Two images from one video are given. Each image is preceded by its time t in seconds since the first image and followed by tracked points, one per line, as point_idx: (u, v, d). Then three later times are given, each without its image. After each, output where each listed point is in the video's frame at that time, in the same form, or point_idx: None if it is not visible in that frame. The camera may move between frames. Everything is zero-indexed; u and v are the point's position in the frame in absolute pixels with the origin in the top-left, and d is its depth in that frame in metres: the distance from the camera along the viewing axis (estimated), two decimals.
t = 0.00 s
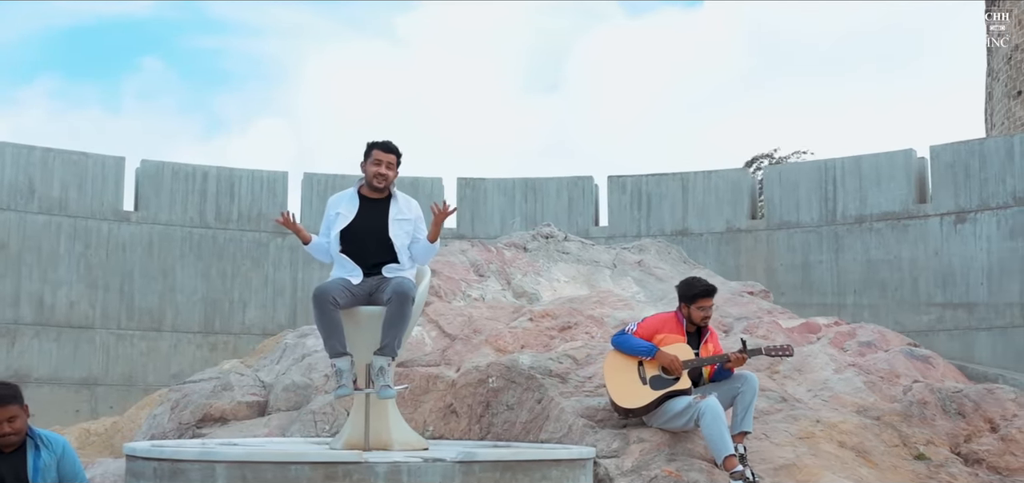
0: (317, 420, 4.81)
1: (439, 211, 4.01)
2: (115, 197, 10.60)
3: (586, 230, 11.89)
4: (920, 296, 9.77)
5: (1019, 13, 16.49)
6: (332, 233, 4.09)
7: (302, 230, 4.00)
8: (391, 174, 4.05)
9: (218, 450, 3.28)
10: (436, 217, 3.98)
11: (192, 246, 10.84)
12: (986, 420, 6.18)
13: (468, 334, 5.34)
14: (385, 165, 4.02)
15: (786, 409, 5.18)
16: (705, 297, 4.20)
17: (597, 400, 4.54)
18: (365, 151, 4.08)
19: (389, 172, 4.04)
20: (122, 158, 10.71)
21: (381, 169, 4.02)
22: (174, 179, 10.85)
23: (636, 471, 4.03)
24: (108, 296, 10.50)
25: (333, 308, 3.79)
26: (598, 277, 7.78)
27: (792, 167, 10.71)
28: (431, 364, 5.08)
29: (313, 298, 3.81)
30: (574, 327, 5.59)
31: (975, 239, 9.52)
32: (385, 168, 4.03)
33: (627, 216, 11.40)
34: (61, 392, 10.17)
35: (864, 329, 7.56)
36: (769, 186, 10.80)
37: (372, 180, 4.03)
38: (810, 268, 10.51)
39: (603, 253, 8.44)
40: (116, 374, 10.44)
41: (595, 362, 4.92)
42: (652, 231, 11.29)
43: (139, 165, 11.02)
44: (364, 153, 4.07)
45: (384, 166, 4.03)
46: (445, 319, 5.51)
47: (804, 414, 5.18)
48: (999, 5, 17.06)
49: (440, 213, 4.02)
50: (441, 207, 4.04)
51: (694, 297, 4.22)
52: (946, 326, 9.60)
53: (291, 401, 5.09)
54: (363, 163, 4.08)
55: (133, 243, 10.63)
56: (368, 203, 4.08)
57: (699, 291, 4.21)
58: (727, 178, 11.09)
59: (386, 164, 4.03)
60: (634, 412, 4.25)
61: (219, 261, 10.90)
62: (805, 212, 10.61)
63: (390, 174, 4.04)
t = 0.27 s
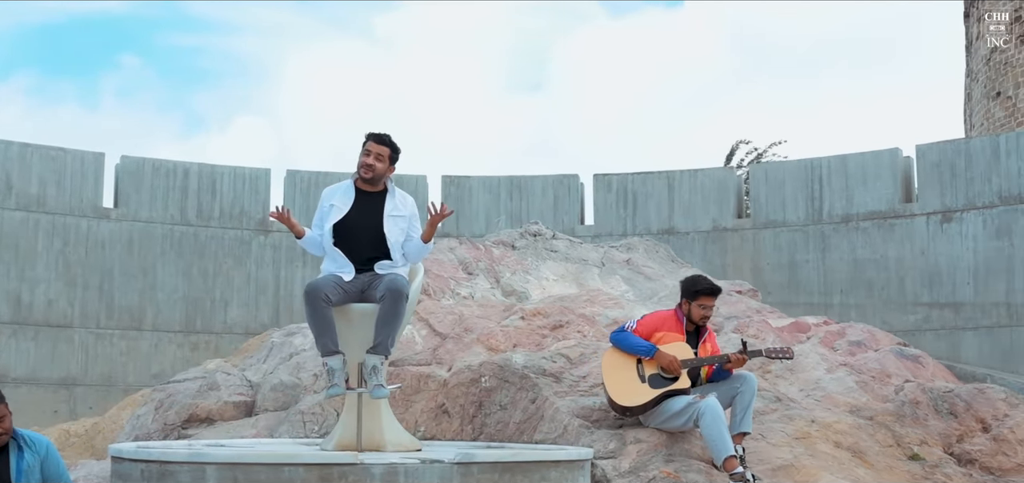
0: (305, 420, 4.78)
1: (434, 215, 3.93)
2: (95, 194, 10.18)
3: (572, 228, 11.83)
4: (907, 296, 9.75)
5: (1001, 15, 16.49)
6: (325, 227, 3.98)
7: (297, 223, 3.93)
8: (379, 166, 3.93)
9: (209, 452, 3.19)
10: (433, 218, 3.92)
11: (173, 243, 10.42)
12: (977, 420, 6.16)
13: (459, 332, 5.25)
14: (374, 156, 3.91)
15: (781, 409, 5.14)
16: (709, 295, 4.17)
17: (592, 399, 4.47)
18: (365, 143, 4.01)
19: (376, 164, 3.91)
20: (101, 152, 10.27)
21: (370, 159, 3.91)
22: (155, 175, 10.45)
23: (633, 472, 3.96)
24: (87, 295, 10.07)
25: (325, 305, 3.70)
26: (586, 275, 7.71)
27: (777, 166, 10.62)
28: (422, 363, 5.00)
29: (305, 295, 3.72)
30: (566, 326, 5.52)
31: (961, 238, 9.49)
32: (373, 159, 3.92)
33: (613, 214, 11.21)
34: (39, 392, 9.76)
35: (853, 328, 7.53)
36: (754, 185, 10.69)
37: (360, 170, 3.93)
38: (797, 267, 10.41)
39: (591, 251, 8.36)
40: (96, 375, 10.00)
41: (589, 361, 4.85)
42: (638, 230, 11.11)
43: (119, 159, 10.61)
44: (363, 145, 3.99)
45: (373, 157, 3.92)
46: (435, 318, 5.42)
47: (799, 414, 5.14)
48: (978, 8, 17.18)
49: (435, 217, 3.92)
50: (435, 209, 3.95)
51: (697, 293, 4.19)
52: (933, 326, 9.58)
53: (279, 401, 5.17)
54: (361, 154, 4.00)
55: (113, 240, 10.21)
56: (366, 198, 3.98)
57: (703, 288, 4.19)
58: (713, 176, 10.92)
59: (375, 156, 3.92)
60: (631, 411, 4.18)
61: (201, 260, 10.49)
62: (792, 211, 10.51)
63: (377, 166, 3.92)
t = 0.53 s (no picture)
0: (295, 420, 4.72)
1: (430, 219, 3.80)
2: (78, 191, 9.95)
3: (560, 227, 11.71)
4: (896, 295, 9.74)
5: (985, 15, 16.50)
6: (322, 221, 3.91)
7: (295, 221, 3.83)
8: (386, 161, 3.89)
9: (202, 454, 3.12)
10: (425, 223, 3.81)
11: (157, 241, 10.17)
12: (971, 420, 6.15)
13: (453, 331, 5.18)
14: (381, 151, 3.87)
15: (777, 410, 5.09)
16: (717, 294, 4.13)
17: (589, 399, 4.41)
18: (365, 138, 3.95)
19: (384, 159, 3.88)
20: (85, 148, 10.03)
21: (376, 154, 3.87)
22: (140, 172, 10.19)
23: (632, 473, 3.90)
24: (68, 293, 9.84)
25: (322, 303, 3.63)
26: (577, 274, 7.64)
27: (767, 165, 10.58)
28: (415, 363, 4.92)
29: (301, 293, 3.65)
30: (560, 325, 5.46)
31: (951, 238, 9.48)
32: (380, 154, 3.87)
33: (601, 212, 11.16)
34: (19, 392, 9.52)
35: (845, 327, 7.49)
36: (744, 183, 10.68)
37: (365, 166, 3.88)
38: (786, 266, 10.39)
39: (582, 250, 8.30)
40: (77, 373, 9.79)
41: (585, 361, 4.80)
42: (626, 228, 11.05)
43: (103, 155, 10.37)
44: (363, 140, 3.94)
45: (380, 152, 3.88)
46: (428, 316, 5.35)
47: (795, 414, 5.10)
48: (963, 8, 17.23)
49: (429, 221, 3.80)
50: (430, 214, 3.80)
51: (702, 290, 4.14)
52: (922, 325, 9.56)
53: (269, 400, 5.12)
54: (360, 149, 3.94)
55: (96, 237, 9.98)
56: (365, 193, 3.92)
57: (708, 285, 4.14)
58: (703, 175, 10.85)
59: (382, 150, 3.88)
60: (630, 410, 4.12)
61: (185, 258, 10.25)
62: (781, 209, 10.48)
63: (385, 162, 3.88)
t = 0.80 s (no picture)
0: (285, 420, 4.67)
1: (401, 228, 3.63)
2: (59, 187, 9.71)
3: (546, 226, 11.40)
4: (884, 294, 9.72)
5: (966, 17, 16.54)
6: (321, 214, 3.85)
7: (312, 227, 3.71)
8: (382, 154, 3.84)
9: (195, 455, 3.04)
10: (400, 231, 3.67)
11: (139, 239, 9.94)
12: (965, 419, 6.12)
13: (445, 330, 5.10)
14: (378, 143, 3.83)
15: (773, 410, 5.04)
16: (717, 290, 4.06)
17: (585, 399, 4.34)
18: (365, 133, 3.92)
19: (380, 151, 3.83)
20: (67, 145, 9.82)
21: (373, 146, 3.82)
22: (122, 169, 9.99)
23: (631, 475, 3.82)
24: (48, 290, 9.59)
25: (321, 301, 3.57)
26: (567, 272, 7.57)
27: (755, 163, 10.57)
28: (407, 362, 4.83)
29: (301, 289, 3.59)
30: (553, 324, 5.38)
31: (940, 237, 9.47)
32: (376, 146, 3.83)
33: (588, 211, 11.10)
34: None
35: (836, 326, 7.45)
36: (732, 182, 10.66)
37: (361, 158, 3.83)
38: (774, 265, 10.33)
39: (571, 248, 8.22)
40: (57, 372, 9.51)
41: (580, 360, 4.73)
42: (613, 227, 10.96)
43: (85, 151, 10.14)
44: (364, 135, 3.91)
45: (376, 144, 3.83)
46: (420, 315, 5.27)
47: (792, 414, 5.05)
48: (945, 9, 17.30)
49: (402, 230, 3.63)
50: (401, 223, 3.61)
51: (702, 287, 4.07)
52: (911, 324, 9.54)
53: (257, 400, 5.07)
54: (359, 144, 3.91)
55: (77, 234, 9.73)
56: (365, 188, 3.86)
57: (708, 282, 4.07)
58: (691, 173, 10.78)
59: (379, 143, 3.83)
60: (628, 410, 4.05)
61: (167, 255, 10.02)
62: (769, 208, 10.44)
63: (381, 154, 3.83)
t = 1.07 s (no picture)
0: (274, 420, 4.62)
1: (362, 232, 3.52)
2: (40, 183, 9.53)
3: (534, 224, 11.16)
4: (874, 293, 9.69)
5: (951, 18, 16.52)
6: (317, 209, 3.82)
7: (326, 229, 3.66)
8: (373, 146, 3.77)
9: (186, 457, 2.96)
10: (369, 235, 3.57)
11: (122, 236, 9.75)
12: (959, 419, 6.08)
13: (438, 329, 5.02)
14: (370, 136, 3.77)
15: (770, 410, 4.98)
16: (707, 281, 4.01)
17: (582, 399, 4.27)
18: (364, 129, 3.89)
19: (370, 144, 3.76)
20: (48, 141, 9.64)
21: (364, 138, 3.77)
22: (104, 166, 9.79)
23: (631, 477, 3.74)
24: (28, 288, 9.41)
25: (320, 297, 3.55)
26: (558, 270, 7.49)
27: (745, 162, 10.53)
28: (399, 361, 4.75)
29: (300, 285, 3.57)
30: (546, 322, 5.31)
31: (929, 236, 9.46)
32: (367, 139, 3.76)
33: (577, 209, 11.03)
34: None
35: (828, 325, 7.40)
36: (722, 181, 10.61)
37: (353, 151, 3.78)
38: (763, 264, 10.27)
39: (562, 247, 8.15)
40: (36, 371, 9.33)
41: (576, 360, 4.66)
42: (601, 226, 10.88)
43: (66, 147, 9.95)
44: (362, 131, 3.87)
45: (368, 137, 3.77)
46: (412, 314, 5.19)
47: (789, 415, 4.99)
48: (930, 10, 17.33)
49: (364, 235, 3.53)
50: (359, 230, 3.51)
51: (692, 280, 4.03)
52: (900, 324, 9.52)
53: (247, 400, 5.03)
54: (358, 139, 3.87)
55: (57, 231, 9.54)
56: (360, 183, 3.82)
57: (697, 274, 4.03)
58: (680, 172, 10.72)
59: (371, 137, 3.77)
60: (626, 412, 3.98)
61: (150, 253, 9.80)
62: (758, 207, 10.41)
63: (371, 148, 3.76)
